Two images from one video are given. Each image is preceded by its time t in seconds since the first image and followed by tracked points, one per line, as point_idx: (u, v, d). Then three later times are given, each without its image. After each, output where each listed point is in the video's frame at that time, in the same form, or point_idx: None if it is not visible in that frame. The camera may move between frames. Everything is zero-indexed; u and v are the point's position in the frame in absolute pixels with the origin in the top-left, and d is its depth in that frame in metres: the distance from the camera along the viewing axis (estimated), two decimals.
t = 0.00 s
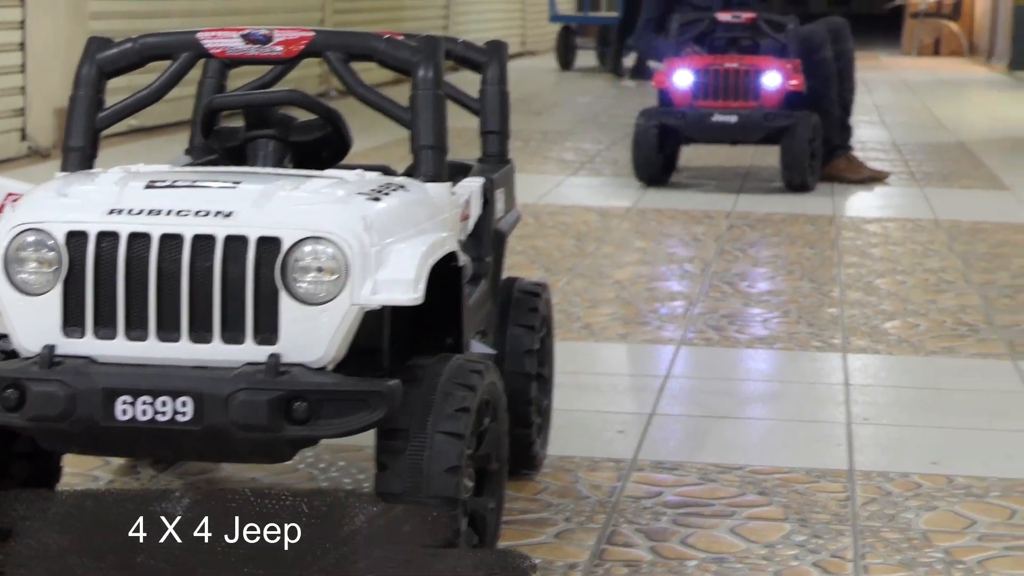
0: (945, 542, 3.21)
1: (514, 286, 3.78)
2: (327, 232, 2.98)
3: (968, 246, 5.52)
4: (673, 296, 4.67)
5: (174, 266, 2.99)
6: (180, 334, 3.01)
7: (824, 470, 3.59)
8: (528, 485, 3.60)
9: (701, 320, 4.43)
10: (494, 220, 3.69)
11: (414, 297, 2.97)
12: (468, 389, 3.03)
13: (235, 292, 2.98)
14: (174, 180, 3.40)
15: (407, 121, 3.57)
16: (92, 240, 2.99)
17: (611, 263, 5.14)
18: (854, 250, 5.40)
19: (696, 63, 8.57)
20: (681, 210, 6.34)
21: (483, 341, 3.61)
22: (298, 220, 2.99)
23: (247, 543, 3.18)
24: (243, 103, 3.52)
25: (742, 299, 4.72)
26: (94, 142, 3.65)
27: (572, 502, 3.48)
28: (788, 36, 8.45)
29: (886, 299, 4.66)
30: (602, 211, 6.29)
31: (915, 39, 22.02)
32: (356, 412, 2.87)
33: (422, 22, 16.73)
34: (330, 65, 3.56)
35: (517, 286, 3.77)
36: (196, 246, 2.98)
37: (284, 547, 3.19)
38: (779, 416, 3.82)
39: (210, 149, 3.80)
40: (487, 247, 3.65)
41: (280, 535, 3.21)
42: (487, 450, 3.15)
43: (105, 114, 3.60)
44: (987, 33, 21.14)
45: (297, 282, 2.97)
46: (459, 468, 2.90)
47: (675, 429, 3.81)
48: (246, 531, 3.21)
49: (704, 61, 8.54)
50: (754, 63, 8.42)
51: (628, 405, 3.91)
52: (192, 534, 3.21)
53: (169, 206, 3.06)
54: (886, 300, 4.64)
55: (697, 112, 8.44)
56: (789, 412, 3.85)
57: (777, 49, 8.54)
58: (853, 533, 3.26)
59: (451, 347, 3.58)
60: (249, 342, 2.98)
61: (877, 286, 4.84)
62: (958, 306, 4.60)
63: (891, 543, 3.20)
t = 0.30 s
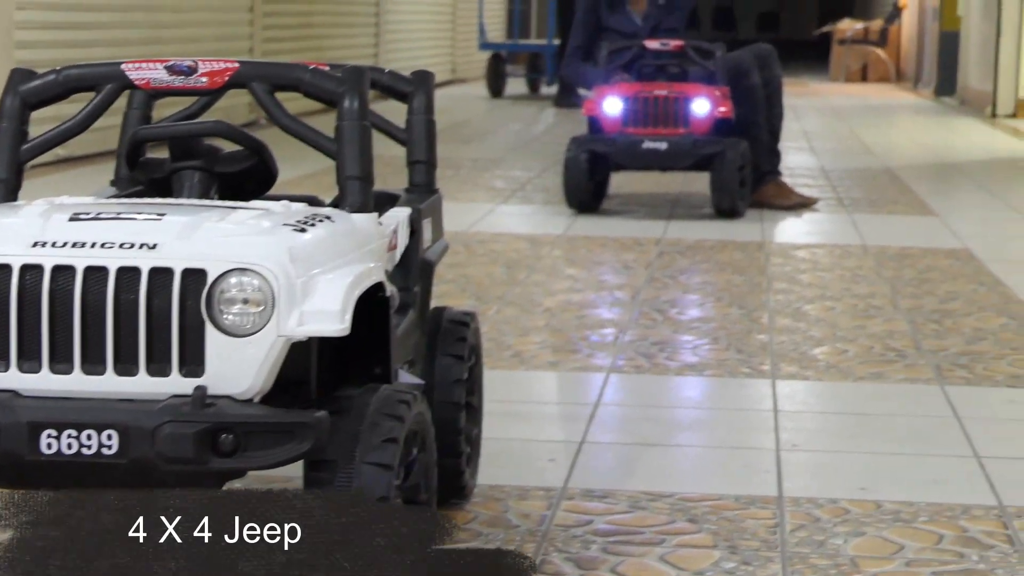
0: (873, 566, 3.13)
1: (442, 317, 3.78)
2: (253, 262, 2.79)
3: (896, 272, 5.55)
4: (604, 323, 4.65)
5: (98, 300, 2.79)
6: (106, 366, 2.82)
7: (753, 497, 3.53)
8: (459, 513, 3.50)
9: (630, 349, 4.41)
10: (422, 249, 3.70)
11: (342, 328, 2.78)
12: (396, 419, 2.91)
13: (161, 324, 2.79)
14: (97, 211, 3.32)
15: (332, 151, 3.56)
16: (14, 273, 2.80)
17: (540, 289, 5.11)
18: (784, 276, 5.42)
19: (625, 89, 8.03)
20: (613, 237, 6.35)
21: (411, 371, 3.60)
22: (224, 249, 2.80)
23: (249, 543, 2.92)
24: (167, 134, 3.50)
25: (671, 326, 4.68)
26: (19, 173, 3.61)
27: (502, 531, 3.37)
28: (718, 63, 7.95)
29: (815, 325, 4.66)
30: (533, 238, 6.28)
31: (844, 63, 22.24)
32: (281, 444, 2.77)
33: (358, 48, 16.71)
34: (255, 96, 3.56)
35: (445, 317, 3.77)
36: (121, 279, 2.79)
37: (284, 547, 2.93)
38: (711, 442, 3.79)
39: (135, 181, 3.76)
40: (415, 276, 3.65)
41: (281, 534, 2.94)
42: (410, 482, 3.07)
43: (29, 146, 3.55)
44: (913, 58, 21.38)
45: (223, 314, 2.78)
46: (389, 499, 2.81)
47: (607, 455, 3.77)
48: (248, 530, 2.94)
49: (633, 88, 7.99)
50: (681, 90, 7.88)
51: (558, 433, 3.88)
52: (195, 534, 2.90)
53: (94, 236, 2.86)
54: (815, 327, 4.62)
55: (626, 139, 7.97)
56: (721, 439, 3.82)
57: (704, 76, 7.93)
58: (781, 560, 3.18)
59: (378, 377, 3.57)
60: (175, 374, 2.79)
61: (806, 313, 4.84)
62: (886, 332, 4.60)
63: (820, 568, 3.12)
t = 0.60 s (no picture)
0: None
1: (393, 338, 3.77)
2: (202, 283, 2.65)
3: (848, 292, 5.58)
4: (557, 344, 4.65)
5: (45, 323, 2.64)
6: (52, 390, 2.66)
7: (705, 518, 3.48)
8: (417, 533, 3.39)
9: (583, 369, 4.39)
10: (373, 271, 3.70)
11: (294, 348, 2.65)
12: (346, 443, 2.81)
13: (109, 348, 2.64)
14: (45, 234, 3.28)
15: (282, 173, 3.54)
16: None
17: (493, 310, 5.11)
18: (737, 296, 5.43)
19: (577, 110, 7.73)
20: (567, 258, 6.36)
21: (362, 393, 3.60)
22: (174, 271, 2.66)
23: (246, 544, 2.78)
24: (118, 157, 3.48)
25: (624, 346, 4.67)
26: None
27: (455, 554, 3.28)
28: (672, 83, 7.66)
29: (768, 345, 4.66)
30: (487, 259, 6.28)
31: (802, 84, 22.36)
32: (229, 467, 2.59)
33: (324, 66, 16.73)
34: (205, 118, 3.55)
35: (396, 338, 3.77)
36: (68, 301, 2.64)
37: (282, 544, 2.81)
38: (664, 463, 3.76)
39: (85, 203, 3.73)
40: (366, 297, 3.65)
41: (280, 534, 2.78)
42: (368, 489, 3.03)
43: None
44: (867, 78, 21.51)
45: (172, 336, 2.64)
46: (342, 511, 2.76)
47: (559, 476, 3.73)
48: (245, 530, 2.77)
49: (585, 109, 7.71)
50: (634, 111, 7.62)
51: (508, 454, 3.84)
52: (192, 536, 2.73)
53: (40, 259, 2.71)
54: (768, 347, 4.63)
55: (578, 160, 7.59)
56: (675, 460, 3.79)
57: (658, 98, 7.69)
58: None
59: (329, 399, 3.56)
60: (124, 398, 2.64)
61: (759, 333, 4.86)
62: (838, 351, 4.62)
63: None
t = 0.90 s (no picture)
0: None
1: (350, 355, 3.77)
2: (157, 301, 2.57)
3: (807, 307, 5.59)
4: (516, 360, 4.65)
5: None
6: (7, 408, 2.60)
7: (662, 534, 3.43)
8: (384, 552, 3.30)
9: (542, 386, 4.38)
10: (330, 289, 3.69)
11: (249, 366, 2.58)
12: (302, 460, 2.82)
13: (63, 367, 2.57)
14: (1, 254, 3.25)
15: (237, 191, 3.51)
16: None
17: (451, 327, 5.10)
18: (697, 313, 5.42)
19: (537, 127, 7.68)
20: (527, 275, 6.35)
21: (317, 411, 3.59)
22: (128, 288, 2.59)
23: (245, 544, 2.72)
24: (73, 174, 3.47)
25: (584, 363, 4.67)
26: None
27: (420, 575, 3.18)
28: (631, 101, 7.65)
29: (728, 361, 4.66)
30: (447, 276, 6.27)
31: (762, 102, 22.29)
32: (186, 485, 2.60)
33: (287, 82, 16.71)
34: (161, 135, 3.54)
35: (353, 355, 3.76)
36: (22, 319, 2.58)
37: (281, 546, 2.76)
38: (624, 479, 3.72)
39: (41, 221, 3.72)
40: (323, 315, 3.64)
41: (280, 534, 2.74)
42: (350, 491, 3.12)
43: None
44: (826, 95, 21.59)
45: (126, 354, 2.57)
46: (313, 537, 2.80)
47: (520, 492, 3.69)
48: (246, 530, 2.70)
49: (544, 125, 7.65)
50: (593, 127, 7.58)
51: (467, 471, 3.78)
52: (193, 534, 2.67)
53: None
54: (728, 363, 4.63)
55: (537, 177, 7.55)
56: (634, 476, 3.75)
57: (618, 115, 7.71)
58: None
59: (286, 416, 3.54)
60: (77, 417, 2.58)
61: (718, 348, 4.86)
62: (797, 366, 4.62)
63: None
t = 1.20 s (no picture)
0: None
1: (320, 363, 3.76)
2: (123, 309, 2.52)
3: (779, 316, 5.59)
4: (488, 369, 4.64)
5: None
6: None
7: (633, 542, 3.38)
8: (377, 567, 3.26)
9: (514, 395, 4.36)
10: (299, 295, 3.68)
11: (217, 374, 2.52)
12: (270, 468, 2.77)
13: (28, 375, 2.51)
14: None
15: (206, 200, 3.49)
16: None
17: (422, 336, 5.09)
18: (668, 321, 5.42)
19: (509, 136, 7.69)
20: (499, 284, 6.35)
21: (287, 419, 3.58)
22: (93, 297, 2.53)
23: (247, 543, 2.86)
24: (40, 182, 3.48)
25: (555, 371, 4.65)
26: None
27: None
28: (603, 110, 7.70)
29: (699, 369, 4.66)
30: (420, 285, 6.27)
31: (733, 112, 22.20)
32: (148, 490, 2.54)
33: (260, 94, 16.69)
34: (128, 144, 3.55)
35: (323, 363, 3.75)
36: None
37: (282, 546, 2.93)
38: (598, 489, 3.68)
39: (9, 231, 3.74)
40: (291, 324, 3.64)
41: (280, 535, 2.89)
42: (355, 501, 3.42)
43: None
44: (800, 106, 21.60)
45: (93, 362, 2.51)
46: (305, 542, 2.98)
47: (493, 500, 3.64)
48: (246, 531, 2.82)
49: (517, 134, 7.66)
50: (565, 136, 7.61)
51: (439, 479, 3.74)
52: (193, 534, 2.77)
53: None
54: (699, 371, 4.62)
55: (510, 185, 7.49)
56: (606, 484, 3.72)
57: (590, 124, 7.77)
58: None
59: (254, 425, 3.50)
60: (42, 425, 2.50)
61: (690, 357, 4.85)
62: (769, 374, 4.60)
63: None
